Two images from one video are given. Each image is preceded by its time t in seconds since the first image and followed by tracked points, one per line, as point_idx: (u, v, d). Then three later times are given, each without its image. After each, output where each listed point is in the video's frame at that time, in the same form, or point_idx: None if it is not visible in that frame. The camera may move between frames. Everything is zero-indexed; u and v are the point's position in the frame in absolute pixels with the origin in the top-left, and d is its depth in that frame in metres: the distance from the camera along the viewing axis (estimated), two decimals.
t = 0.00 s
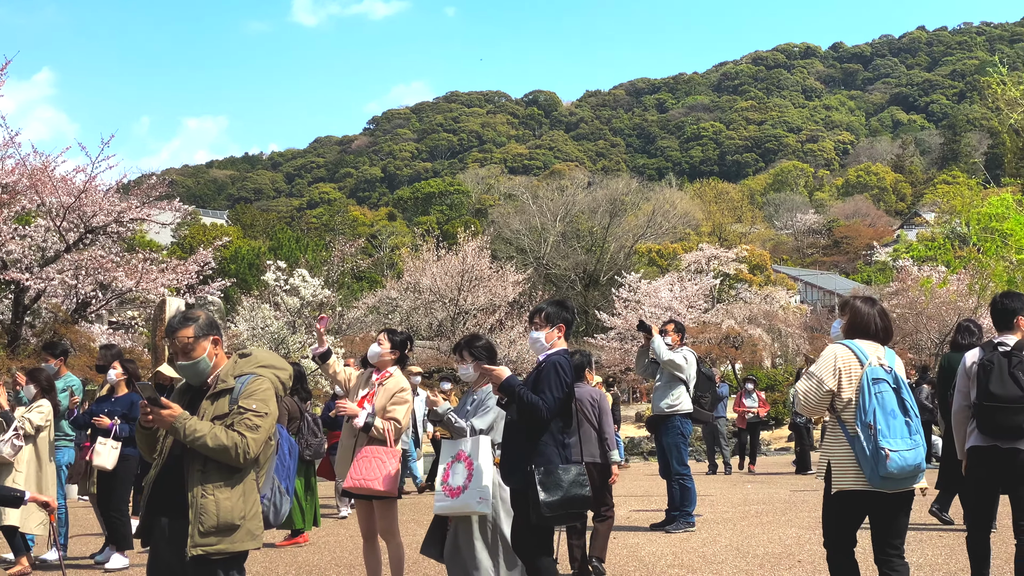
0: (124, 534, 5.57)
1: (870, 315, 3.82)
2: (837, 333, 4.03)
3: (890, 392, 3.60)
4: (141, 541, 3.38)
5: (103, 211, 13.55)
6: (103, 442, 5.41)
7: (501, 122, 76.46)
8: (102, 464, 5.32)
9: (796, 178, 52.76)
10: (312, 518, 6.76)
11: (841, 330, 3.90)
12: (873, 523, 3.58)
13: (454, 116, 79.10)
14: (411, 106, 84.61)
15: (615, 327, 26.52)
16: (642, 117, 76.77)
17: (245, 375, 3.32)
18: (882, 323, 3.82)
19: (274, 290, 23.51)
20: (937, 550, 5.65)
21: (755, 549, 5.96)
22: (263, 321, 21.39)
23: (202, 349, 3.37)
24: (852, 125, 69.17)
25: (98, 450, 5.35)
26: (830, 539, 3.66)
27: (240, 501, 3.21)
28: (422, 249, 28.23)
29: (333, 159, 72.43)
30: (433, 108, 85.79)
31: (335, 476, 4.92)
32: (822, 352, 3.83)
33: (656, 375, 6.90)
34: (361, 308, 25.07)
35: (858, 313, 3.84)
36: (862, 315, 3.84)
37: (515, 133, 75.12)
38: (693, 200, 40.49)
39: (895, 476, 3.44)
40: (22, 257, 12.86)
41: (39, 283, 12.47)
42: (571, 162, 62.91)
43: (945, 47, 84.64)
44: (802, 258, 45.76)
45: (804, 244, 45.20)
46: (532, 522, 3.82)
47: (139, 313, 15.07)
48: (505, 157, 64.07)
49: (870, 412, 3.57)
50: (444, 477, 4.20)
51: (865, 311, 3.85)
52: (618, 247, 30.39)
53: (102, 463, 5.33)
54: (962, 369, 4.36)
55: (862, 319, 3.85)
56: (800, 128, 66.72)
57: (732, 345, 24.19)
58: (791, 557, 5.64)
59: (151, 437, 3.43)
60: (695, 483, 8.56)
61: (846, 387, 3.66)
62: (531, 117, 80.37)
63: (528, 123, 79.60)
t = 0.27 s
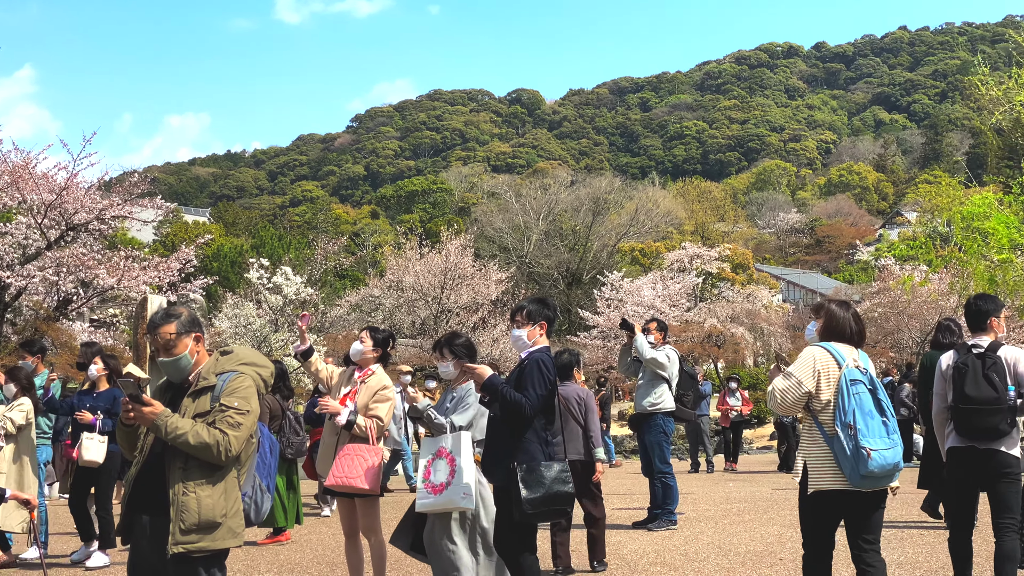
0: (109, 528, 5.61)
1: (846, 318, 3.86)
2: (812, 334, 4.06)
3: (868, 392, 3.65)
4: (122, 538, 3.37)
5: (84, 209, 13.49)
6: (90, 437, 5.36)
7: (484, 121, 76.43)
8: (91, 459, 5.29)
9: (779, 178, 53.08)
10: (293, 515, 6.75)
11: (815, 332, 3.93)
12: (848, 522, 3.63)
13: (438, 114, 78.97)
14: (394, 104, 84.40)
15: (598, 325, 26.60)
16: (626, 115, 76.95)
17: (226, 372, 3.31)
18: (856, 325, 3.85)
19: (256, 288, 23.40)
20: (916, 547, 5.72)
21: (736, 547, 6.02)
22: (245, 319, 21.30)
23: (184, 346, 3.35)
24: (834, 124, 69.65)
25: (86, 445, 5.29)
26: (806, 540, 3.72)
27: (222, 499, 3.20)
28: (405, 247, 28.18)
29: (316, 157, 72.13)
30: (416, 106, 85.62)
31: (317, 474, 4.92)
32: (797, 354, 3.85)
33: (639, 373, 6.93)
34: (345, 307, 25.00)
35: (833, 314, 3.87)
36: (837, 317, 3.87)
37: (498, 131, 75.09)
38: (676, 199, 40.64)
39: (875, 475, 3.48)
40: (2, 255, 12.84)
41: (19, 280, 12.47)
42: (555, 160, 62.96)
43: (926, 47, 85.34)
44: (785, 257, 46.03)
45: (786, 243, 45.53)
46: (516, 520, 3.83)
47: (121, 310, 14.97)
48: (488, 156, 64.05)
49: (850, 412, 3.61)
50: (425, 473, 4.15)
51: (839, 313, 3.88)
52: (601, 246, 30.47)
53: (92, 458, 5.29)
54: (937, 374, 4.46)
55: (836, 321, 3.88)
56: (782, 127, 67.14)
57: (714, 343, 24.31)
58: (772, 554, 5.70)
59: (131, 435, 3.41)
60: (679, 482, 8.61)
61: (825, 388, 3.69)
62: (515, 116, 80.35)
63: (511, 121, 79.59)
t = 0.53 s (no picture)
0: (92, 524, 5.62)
1: (816, 319, 3.89)
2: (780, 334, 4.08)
3: (837, 394, 3.69)
4: (102, 536, 3.35)
5: (66, 206, 13.40)
6: (79, 433, 5.45)
7: (468, 119, 76.37)
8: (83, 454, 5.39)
9: (761, 177, 53.40)
10: (276, 513, 6.73)
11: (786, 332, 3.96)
12: (814, 521, 3.66)
13: (421, 113, 78.82)
14: (377, 102, 84.17)
15: (581, 324, 26.66)
16: (609, 114, 77.10)
17: (208, 371, 3.30)
18: (826, 327, 3.89)
19: (239, 287, 23.27)
20: (896, 546, 5.78)
21: (718, 546, 6.06)
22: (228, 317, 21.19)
23: (165, 343, 3.34)
24: (817, 124, 70.16)
25: (76, 441, 5.39)
26: (774, 536, 3.76)
27: (203, 497, 3.20)
28: (388, 246, 28.12)
29: (299, 155, 71.79)
30: (400, 104, 85.43)
31: (299, 472, 4.92)
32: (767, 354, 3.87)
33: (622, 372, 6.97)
34: (328, 305, 24.91)
35: (802, 316, 3.90)
36: (806, 317, 3.90)
37: (482, 130, 75.06)
38: (659, 198, 40.80)
39: (843, 477, 3.53)
40: None
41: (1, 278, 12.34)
42: (539, 159, 63.02)
43: (909, 47, 86.01)
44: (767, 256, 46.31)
45: (769, 242, 45.76)
46: (501, 518, 3.85)
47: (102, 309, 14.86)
48: (472, 154, 64.01)
49: (820, 415, 3.64)
50: (404, 471, 4.15)
51: (810, 314, 3.91)
52: (583, 245, 30.54)
53: (83, 453, 5.39)
54: (913, 372, 4.53)
55: (807, 321, 3.91)
56: (765, 127, 67.54)
57: (697, 342, 24.43)
58: (753, 553, 5.74)
59: (111, 431, 3.39)
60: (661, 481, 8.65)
61: (796, 390, 3.72)
62: (498, 114, 80.34)
63: (495, 120, 79.60)
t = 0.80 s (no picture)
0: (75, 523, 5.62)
1: (787, 316, 3.93)
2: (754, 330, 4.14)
3: (807, 391, 3.74)
4: (82, 535, 3.34)
5: (47, 204, 13.28)
6: (65, 433, 5.46)
7: (451, 118, 76.28)
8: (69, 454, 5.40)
9: (744, 177, 53.70)
10: (258, 512, 6.72)
11: (759, 328, 4.01)
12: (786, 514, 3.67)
13: (404, 112, 78.66)
14: (361, 101, 83.92)
15: (564, 323, 26.70)
16: (592, 114, 77.21)
17: (189, 369, 3.30)
18: (799, 323, 3.93)
19: (222, 285, 23.15)
20: (878, 545, 5.82)
21: (700, 545, 6.08)
22: (211, 315, 21.06)
23: (146, 341, 3.33)
24: (800, 124, 70.68)
25: (63, 441, 5.41)
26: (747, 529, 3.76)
27: (184, 496, 3.19)
28: (372, 245, 28.06)
29: (282, 154, 71.45)
30: (383, 103, 85.22)
31: (281, 471, 4.91)
32: (741, 350, 3.92)
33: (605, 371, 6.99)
34: (311, 303, 24.82)
35: (775, 312, 3.95)
36: (780, 314, 3.95)
37: (465, 129, 75.00)
38: (642, 198, 40.94)
39: (810, 473, 3.58)
40: None
41: None
42: (522, 158, 63.05)
43: (891, 48, 86.68)
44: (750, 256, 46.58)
45: (752, 242, 46.02)
46: (483, 515, 3.86)
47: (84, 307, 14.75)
48: (455, 154, 63.96)
49: (790, 411, 3.69)
50: (383, 470, 4.17)
51: (783, 311, 3.96)
52: (567, 245, 30.61)
53: (69, 453, 5.40)
54: (891, 369, 4.59)
55: (779, 318, 3.96)
56: (748, 127, 67.89)
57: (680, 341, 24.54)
58: (735, 552, 5.76)
59: (90, 429, 3.38)
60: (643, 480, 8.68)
61: (767, 386, 3.77)
62: (482, 114, 80.30)
63: (479, 119, 79.54)
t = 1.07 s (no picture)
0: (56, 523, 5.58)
1: (762, 314, 3.96)
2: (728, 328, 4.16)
3: (780, 387, 3.76)
4: (61, 533, 3.31)
5: (28, 202, 13.14)
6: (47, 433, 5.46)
7: (435, 118, 76.18)
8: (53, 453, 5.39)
9: (728, 177, 53.97)
10: (241, 511, 6.69)
11: (734, 326, 4.03)
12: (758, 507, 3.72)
13: (388, 111, 78.47)
14: (344, 100, 83.64)
15: (547, 323, 26.73)
16: (576, 114, 77.30)
17: (170, 368, 3.28)
18: (772, 321, 3.97)
19: (205, 284, 23.00)
20: (858, 545, 5.87)
21: (683, 544, 6.11)
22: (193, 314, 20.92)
23: (126, 339, 3.31)
24: (783, 125, 71.18)
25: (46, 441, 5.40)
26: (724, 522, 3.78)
27: (164, 495, 3.18)
28: (355, 243, 27.98)
29: (265, 153, 71.09)
30: (367, 102, 84.97)
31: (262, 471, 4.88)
32: (715, 345, 3.94)
33: (588, 370, 7.01)
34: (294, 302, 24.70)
35: (749, 310, 3.98)
36: (754, 312, 3.97)
37: (449, 129, 74.93)
38: (626, 197, 41.06)
39: (781, 467, 3.62)
40: None
41: None
42: (506, 158, 63.07)
43: (874, 49, 87.25)
44: (733, 255, 46.84)
45: (735, 242, 46.27)
46: (466, 513, 3.87)
47: (65, 306, 14.62)
48: (439, 153, 63.87)
49: (763, 407, 3.71)
50: (364, 468, 4.18)
51: (757, 308, 3.99)
52: (550, 244, 30.64)
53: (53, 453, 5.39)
54: (873, 367, 4.64)
55: (753, 316, 3.99)
56: (731, 128, 68.29)
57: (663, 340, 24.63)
58: (717, 551, 5.80)
59: (69, 426, 3.36)
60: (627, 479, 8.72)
61: (741, 381, 3.80)
62: (466, 113, 80.25)
63: (462, 119, 79.47)
